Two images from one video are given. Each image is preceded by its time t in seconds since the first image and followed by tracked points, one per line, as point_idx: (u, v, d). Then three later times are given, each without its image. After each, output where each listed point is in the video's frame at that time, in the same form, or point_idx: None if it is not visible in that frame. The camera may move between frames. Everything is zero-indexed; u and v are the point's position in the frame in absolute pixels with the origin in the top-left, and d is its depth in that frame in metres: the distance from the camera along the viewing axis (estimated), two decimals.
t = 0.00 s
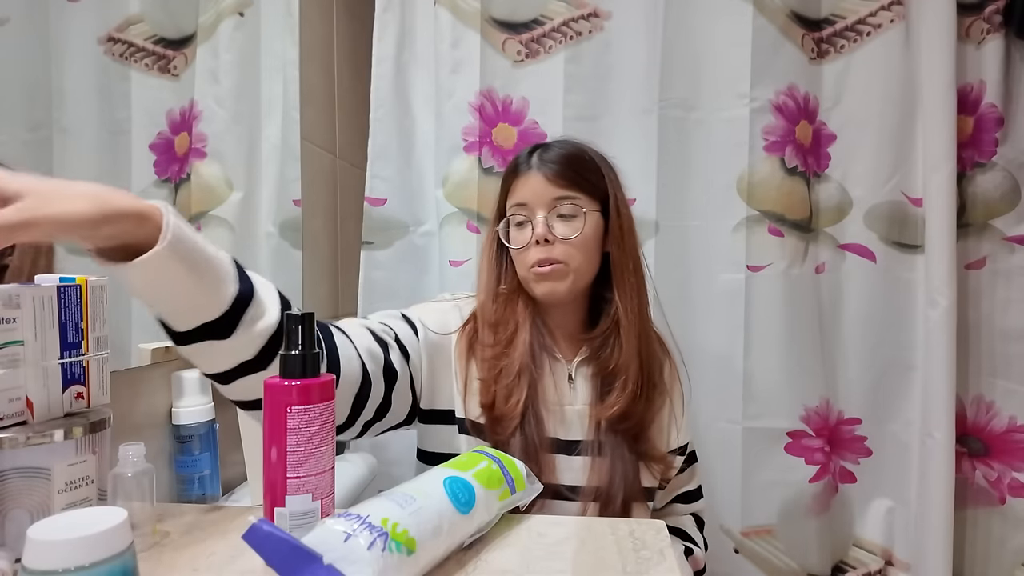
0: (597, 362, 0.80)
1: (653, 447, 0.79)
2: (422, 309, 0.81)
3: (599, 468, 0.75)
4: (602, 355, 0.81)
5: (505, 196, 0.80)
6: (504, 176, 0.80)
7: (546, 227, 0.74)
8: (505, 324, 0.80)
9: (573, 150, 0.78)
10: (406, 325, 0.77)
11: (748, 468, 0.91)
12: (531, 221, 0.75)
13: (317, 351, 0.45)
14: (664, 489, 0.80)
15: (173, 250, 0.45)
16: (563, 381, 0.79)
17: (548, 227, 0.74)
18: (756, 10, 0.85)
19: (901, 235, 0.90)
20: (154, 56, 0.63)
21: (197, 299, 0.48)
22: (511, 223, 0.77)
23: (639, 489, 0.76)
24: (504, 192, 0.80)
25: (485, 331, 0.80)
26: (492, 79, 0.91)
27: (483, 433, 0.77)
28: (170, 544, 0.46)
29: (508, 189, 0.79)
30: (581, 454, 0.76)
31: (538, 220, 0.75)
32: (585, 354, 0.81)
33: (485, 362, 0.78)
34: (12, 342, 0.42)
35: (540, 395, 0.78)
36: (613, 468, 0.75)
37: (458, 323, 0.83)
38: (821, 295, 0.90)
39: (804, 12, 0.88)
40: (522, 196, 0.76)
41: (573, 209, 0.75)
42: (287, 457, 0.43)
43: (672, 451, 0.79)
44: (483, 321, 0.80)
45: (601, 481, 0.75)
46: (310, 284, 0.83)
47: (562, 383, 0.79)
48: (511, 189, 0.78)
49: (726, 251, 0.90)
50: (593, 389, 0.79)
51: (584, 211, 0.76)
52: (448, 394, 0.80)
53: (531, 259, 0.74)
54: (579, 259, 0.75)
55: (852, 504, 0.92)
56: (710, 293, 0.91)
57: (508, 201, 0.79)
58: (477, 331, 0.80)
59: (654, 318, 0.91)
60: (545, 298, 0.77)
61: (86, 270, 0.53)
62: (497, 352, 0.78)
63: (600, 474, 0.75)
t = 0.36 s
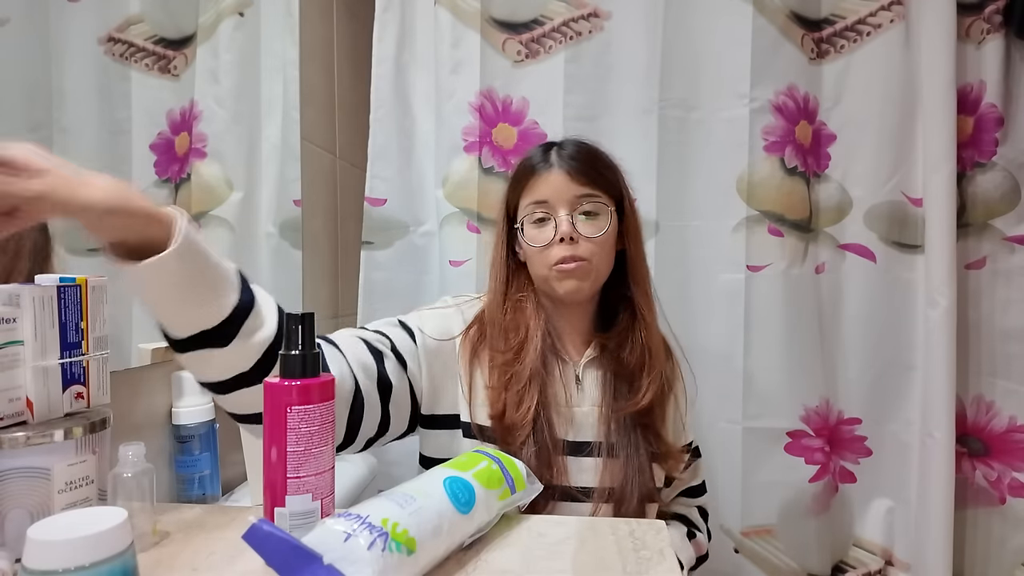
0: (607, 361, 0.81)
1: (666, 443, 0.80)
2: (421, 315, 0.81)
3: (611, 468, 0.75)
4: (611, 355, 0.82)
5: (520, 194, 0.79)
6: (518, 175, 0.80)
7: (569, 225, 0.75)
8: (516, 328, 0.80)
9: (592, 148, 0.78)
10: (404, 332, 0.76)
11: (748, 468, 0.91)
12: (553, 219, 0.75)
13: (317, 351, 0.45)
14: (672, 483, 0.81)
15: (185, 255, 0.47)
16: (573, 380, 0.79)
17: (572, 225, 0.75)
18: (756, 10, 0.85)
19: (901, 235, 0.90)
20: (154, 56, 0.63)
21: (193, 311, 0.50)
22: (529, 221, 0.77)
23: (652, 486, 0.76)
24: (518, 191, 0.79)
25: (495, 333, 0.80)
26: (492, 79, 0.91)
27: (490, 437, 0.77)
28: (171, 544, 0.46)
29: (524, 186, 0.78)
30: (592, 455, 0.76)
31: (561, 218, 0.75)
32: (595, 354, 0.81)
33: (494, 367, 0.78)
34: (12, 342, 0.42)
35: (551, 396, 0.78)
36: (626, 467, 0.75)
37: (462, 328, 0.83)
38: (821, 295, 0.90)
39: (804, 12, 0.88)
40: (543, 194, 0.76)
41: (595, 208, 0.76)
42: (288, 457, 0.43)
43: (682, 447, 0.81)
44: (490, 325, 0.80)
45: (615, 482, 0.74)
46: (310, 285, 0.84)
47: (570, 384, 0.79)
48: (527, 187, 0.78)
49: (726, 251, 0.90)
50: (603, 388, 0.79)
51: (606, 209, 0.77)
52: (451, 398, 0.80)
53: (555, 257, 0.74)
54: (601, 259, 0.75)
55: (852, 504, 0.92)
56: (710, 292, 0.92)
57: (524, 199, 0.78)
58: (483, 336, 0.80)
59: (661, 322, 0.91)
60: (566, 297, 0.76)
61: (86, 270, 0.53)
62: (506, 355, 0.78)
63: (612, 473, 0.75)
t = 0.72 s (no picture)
0: (593, 359, 0.82)
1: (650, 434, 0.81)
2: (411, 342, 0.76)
3: (596, 462, 0.76)
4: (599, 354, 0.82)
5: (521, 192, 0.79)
6: (522, 172, 0.79)
7: (572, 230, 0.75)
8: (504, 327, 0.80)
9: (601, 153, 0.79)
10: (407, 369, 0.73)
11: (749, 468, 0.91)
12: (556, 222, 0.76)
13: (318, 351, 0.45)
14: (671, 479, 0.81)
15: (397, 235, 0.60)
16: (560, 377, 0.79)
17: (575, 230, 0.76)
18: (756, 10, 0.85)
19: (901, 235, 0.90)
20: (155, 56, 0.63)
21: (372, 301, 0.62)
22: (532, 220, 0.77)
23: (639, 479, 0.77)
24: (520, 189, 0.79)
25: (484, 332, 0.80)
26: (492, 80, 0.91)
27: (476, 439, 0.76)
28: (171, 544, 0.46)
29: (528, 184, 0.78)
30: (579, 450, 0.76)
31: (565, 221, 0.76)
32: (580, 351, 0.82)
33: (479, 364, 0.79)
34: (13, 342, 0.42)
35: (536, 394, 0.78)
36: (611, 459, 0.75)
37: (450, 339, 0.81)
38: (821, 295, 0.90)
39: (804, 12, 0.88)
40: (548, 195, 0.76)
41: (598, 214, 0.77)
42: (288, 457, 0.43)
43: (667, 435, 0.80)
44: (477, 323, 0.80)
45: (599, 475, 0.75)
46: (313, 285, 0.82)
47: (558, 380, 0.79)
48: (531, 186, 0.78)
49: (726, 251, 0.90)
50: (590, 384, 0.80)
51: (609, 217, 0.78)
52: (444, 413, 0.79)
53: (554, 260, 0.75)
54: (598, 266, 0.77)
55: (853, 504, 0.92)
56: (711, 292, 0.91)
57: (525, 197, 0.78)
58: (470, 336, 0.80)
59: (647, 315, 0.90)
60: (556, 301, 0.78)
61: (87, 271, 0.53)
62: (492, 354, 0.79)
63: (599, 466, 0.76)
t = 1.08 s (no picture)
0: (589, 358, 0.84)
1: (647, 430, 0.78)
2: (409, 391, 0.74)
3: (593, 465, 0.74)
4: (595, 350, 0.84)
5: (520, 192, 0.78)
6: (521, 172, 0.79)
7: (574, 228, 0.74)
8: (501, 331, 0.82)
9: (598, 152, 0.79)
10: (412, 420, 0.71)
11: (748, 468, 0.91)
12: (557, 219, 0.75)
13: (318, 351, 0.45)
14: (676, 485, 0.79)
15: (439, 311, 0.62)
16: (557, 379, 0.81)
17: (577, 227, 0.74)
18: (756, 10, 0.85)
19: (901, 235, 0.90)
20: (154, 56, 0.63)
21: (427, 426, 0.65)
22: (532, 219, 0.76)
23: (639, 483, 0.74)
24: (519, 189, 0.79)
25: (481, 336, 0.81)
26: (492, 79, 0.91)
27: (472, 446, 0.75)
28: (171, 544, 0.46)
29: (527, 183, 0.78)
30: (577, 452, 0.76)
31: (566, 219, 0.75)
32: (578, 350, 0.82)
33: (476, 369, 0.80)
34: (13, 342, 0.42)
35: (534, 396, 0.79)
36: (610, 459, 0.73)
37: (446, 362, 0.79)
38: (821, 295, 0.90)
39: (804, 12, 0.88)
40: (547, 194, 0.76)
41: (599, 212, 0.77)
42: (287, 457, 0.43)
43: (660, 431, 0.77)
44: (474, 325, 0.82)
45: (597, 477, 0.73)
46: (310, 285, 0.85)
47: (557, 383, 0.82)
48: (530, 186, 0.77)
49: (726, 251, 0.90)
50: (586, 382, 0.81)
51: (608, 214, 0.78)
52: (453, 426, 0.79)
53: (556, 257, 0.73)
54: (599, 264, 0.76)
55: (853, 504, 0.92)
56: (710, 291, 0.91)
57: (525, 197, 0.78)
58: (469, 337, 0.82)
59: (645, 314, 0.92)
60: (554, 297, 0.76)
61: (87, 270, 0.53)
62: (490, 358, 0.80)
63: (597, 469, 0.73)
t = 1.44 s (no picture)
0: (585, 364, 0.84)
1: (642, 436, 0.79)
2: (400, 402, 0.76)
3: (587, 469, 0.75)
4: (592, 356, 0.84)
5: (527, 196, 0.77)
6: (531, 175, 0.78)
7: (581, 245, 0.74)
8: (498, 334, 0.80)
9: (609, 165, 0.79)
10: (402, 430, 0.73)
11: (748, 468, 0.91)
12: (565, 233, 0.74)
13: (318, 351, 0.45)
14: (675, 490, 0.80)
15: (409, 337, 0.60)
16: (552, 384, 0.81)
17: (584, 244, 0.74)
18: (756, 10, 0.85)
19: (901, 235, 0.90)
20: (154, 56, 0.63)
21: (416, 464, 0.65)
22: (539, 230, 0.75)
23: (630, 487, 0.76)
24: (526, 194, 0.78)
25: (477, 339, 0.80)
26: (492, 79, 0.91)
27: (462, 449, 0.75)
28: (171, 544, 0.46)
29: (536, 188, 0.76)
30: (571, 456, 0.77)
31: (574, 234, 0.74)
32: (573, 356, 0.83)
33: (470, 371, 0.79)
34: (12, 342, 0.42)
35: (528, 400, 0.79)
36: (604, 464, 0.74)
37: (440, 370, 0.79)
38: (821, 295, 0.90)
39: (804, 12, 0.88)
40: (558, 206, 0.75)
41: (604, 228, 0.77)
42: (288, 457, 0.43)
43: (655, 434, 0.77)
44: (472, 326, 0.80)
45: (591, 482, 0.74)
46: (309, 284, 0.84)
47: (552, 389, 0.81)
48: (539, 194, 0.76)
49: (726, 251, 0.90)
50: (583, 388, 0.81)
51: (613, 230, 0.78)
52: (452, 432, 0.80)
53: (559, 272, 0.73)
54: (598, 279, 0.77)
55: (852, 504, 0.92)
56: (710, 291, 0.91)
57: (533, 203, 0.76)
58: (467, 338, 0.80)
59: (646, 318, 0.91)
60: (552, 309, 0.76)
61: (87, 271, 0.53)
62: (485, 361, 0.79)
63: (591, 474, 0.75)
